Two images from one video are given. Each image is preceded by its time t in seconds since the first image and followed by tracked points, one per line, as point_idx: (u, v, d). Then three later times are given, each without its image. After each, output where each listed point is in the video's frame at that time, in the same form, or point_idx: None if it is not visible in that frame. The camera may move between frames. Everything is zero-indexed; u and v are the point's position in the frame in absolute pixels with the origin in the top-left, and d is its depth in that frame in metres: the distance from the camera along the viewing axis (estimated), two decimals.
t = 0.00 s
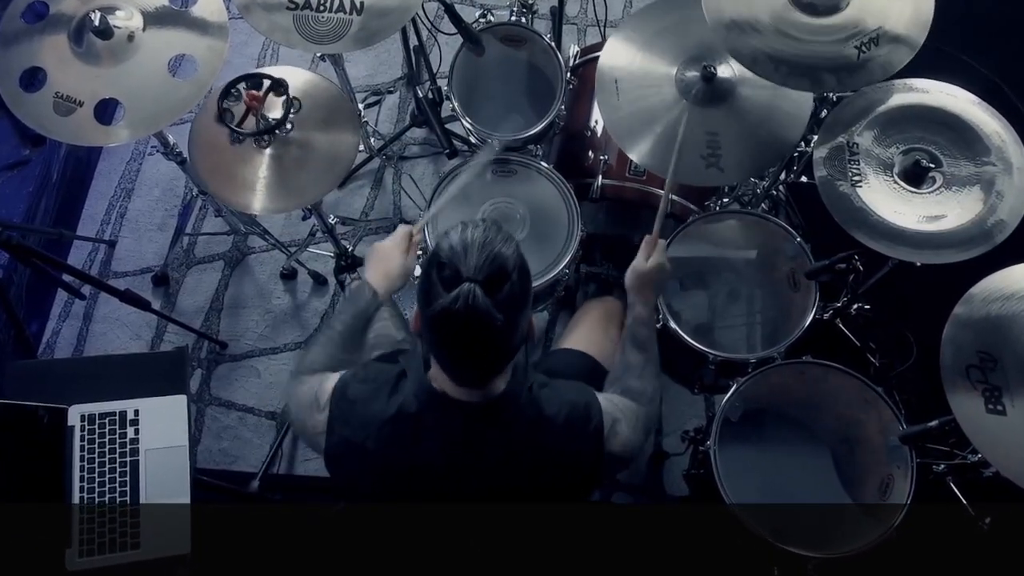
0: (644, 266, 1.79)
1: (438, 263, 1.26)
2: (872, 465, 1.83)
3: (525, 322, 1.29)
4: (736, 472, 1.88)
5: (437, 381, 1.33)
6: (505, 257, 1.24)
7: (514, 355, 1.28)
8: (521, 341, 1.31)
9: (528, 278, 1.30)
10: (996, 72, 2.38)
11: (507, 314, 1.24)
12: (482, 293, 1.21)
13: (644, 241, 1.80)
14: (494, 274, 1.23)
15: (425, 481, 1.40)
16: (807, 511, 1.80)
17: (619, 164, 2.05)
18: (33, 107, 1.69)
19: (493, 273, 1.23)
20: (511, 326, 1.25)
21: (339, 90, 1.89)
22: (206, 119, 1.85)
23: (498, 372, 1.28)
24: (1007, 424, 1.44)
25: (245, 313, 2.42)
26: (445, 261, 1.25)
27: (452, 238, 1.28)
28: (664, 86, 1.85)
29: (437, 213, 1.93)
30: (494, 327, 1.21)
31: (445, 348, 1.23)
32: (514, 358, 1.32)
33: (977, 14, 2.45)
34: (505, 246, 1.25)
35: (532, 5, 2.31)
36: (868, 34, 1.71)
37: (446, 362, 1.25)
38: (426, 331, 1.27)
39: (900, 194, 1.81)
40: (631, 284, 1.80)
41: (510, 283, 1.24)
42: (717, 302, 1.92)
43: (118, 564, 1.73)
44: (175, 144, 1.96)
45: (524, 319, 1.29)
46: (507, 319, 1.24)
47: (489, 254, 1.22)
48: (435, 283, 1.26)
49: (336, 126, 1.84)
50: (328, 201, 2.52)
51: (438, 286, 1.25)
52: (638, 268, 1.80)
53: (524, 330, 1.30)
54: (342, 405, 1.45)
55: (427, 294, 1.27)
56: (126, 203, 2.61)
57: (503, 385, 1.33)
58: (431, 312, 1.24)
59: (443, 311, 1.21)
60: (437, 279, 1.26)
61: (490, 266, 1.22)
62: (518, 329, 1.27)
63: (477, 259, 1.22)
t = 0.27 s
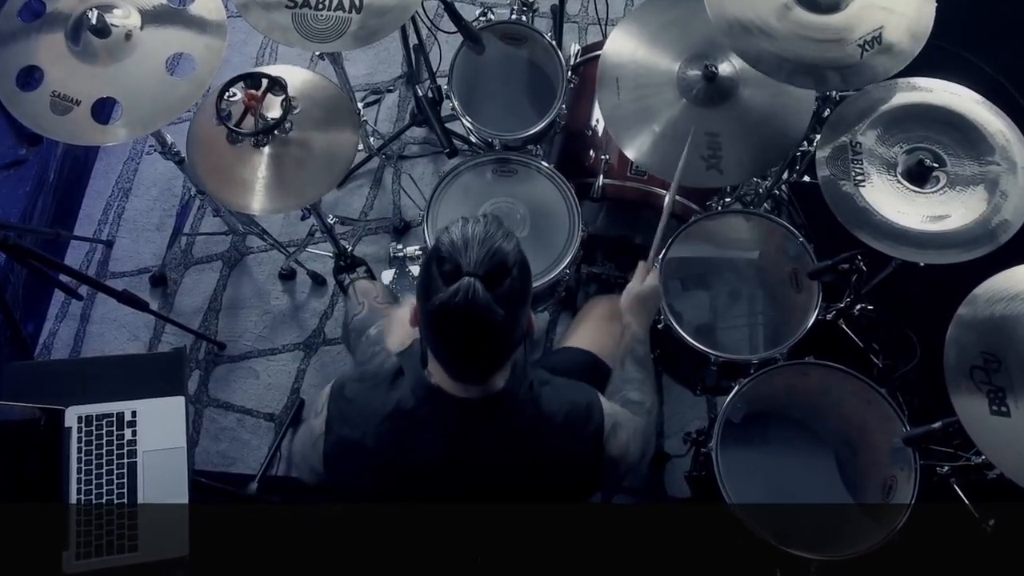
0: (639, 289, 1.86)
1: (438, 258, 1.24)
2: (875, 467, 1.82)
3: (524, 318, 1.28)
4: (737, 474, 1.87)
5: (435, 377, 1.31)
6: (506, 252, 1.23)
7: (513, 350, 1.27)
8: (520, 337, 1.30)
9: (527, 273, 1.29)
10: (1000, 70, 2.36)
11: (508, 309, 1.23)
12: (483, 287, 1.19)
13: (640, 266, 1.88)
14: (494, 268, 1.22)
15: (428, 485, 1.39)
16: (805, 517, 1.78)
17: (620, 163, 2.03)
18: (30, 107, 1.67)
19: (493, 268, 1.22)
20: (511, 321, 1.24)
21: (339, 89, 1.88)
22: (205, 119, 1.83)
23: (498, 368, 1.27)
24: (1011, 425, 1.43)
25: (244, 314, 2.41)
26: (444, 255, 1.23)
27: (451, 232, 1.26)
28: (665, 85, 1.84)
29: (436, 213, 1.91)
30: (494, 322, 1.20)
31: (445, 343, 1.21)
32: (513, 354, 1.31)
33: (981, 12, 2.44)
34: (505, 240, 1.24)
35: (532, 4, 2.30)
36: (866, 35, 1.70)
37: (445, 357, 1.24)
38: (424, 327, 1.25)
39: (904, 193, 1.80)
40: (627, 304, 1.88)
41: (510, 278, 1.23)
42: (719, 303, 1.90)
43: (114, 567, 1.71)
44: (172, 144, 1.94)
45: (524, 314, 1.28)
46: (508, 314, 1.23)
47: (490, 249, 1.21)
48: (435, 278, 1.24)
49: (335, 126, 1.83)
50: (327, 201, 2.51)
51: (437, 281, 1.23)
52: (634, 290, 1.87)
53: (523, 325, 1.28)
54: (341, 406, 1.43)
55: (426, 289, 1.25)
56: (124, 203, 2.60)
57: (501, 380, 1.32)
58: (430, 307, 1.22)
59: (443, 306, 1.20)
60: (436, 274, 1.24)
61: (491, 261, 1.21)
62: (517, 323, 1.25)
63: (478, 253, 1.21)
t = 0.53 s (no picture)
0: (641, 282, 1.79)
1: (440, 262, 1.23)
2: (878, 469, 1.80)
3: (526, 326, 1.26)
4: (738, 475, 1.85)
5: (433, 382, 1.30)
6: (509, 261, 1.21)
7: (513, 359, 1.25)
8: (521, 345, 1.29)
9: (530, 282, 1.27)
10: (1004, 69, 2.35)
11: (509, 318, 1.21)
12: (484, 295, 1.18)
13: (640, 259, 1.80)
14: (496, 277, 1.20)
15: (427, 489, 1.38)
16: (806, 517, 1.76)
17: (621, 163, 2.02)
18: (26, 106, 1.66)
19: (496, 276, 1.20)
20: (512, 331, 1.22)
21: (338, 88, 1.86)
22: (203, 118, 1.82)
23: (497, 376, 1.25)
24: (1015, 427, 1.41)
25: (242, 315, 2.39)
26: (447, 259, 1.22)
27: (455, 237, 1.24)
28: (666, 84, 1.83)
29: (436, 212, 1.90)
30: (495, 331, 1.19)
31: (444, 349, 1.20)
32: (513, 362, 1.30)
33: (984, 10, 2.42)
34: (509, 249, 1.22)
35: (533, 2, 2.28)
36: (869, 34, 1.68)
37: (445, 363, 1.22)
38: (424, 331, 1.24)
39: (907, 193, 1.78)
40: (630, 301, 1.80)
41: (513, 287, 1.21)
42: (721, 304, 1.89)
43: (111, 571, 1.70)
44: (170, 143, 1.93)
45: (525, 323, 1.26)
46: (508, 323, 1.21)
47: (493, 256, 1.19)
48: (436, 282, 1.23)
49: (334, 125, 1.82)
50: (325, 201, 2.49)
51: (439, 286, 1.22)
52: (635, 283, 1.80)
53: (524, 335, 1.27)
54: (339, 407, 1.42)
55: (427, 292, 1.24)
56: (121, 203, 2.59)
57: (500, 389, 1.30)
58: (430, 312, 1.21)
59: (443, 312, 1.18)
60: (438, 278, 1.23)
61: (494, 269, 1.20)
62: (518, 333, 1.24)
63: (481, 260, 1.19)
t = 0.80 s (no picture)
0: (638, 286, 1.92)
1: (436, 241, 1.22)
2: (882, 471, 1.79)
3: (525, 306, 1.25)
4: (741, 477, 1.84)
5: (434, 370, 1.28)
6: (506, 237, 1.21)
7: (513, 339, 1.23)
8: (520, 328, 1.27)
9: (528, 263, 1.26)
10: (1008, 68, 2.33)
11: (507, 292, 1.20)
12: (480, 268, 1.17)
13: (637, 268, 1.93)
14: (493, 252, 1.19)
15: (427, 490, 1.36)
16: (809, 519, 1.75)
17: (622, 162, 2.01)
18: (23, 104, 1.65)
19: (492, 252, 1.19)
20: (510, 307, 1.21)
21: (337, 87, 1.85)
22: (201, 117, 1.81)
23: (499, 358, 1.24)
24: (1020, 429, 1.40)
25: (240, 316, 2.38)
26: (443, 237, 1.21)
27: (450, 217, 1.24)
28: (668, 82, 1.81)
29: (436, 211, 1.88)
30: (492, 305, 1.17)
31: (443, 327, 1.19)
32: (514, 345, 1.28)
33: (988, 9, 2.41)
34: (505, 227, 1.22)
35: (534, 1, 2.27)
36: (872, 32, 1.67)
37: (445, 345, 1.21)
38: (422, 313, 1.23)
39: (910, 193, 1.77)
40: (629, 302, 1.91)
41: (510, 263, 1.20)
42: (723, 304, 1.87)
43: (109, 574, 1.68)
44: (168, 143, 1.92)
45: (524, 302, 1.24)
46: (507, 297, 1.20)
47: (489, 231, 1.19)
48: (433, 261, 1.22)
49: (333, 124, 1.80)
50: (323, 201, 2.48)
51: (436, 265, 1.21)
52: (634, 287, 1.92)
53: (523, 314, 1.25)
54: (337, 409, 1.40)
55: (424, 273, 1.23)
56: (119, 202, 2.58)
57: (501, 374, 1.28)
58: (428, 290, 1.20)
59: (440, 287, 1.17)
60: (435, 258, 1.22)
61: (491, 243, 1.19)
62: (517, 309, 1.22)
63: (477, 235, 1.19)
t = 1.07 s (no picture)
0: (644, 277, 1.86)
1: (428, 257, 1.20)
2: (885, 473, 1.77)
3: (520, 318, 1.24)
4: (744, 478, 1.81)
5: (432, 385, 1.27)
6: (497, 250, 1.19)
7: (510, 352, 1.22)
8: (517, 340, 1.25)
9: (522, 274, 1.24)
10: (1011, 66, 2.32)
11: (502, 306, 1.18)
12: (474, 284, 1.15)
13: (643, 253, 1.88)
14: (486, 265, 1.18)
15: (427, 493, 1.35)
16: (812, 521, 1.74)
17: (624, 161, 1.99)
18: (19, 103, 1.63)
19: (485, 266, 1.18)
20: (506, 321, 1.19)
21: (336, 86, 1.84)
22: (199, 116, 1.79)
23: (495, 371, 1.22)
24: None
25: (239, 316, 2.37)
26: (435, 253, 1.20)
27: (441, 232, 1.22)
28: (669, 81, 1.80)
29: (435, 212, 1.87)
30: (488, 320, 1.16)
31: (440, 345, 1.17)
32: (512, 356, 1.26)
33: (991, 7, 2.39)
34: (497, 239, 1.20)
35: None
36: (876, 31, 1.65)
37: (440, 360, 1.19)
38: (418, 331, 1.21)
39: (914, 192, 1.75)
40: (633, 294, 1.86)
41: (503, 276, 1.19)
42: (726, 304, 1.86)
43: None
44: (166, 142, 1.91)
45: (520, 314, 1.23)
46: (503, 312, 1.18)
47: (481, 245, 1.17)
48: (426, 278, 1.20)
49: (333, 123, 1.79)
50: (322, 201, 2.47)
51: (429, 282, 1.19)
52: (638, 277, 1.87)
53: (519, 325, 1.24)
54: (336, 410, 1.38)
55: (417, 291, 1.21)
56: (116, 202, 2.57)
57: (500, 386, 1.27)
58: (423, 308, 1.18)
59: (434, 305, 1.16)
60: (427, 274, 1.20)
61: (484, 257, 1.17)
62: (513, 322, 1.21)
63: (469, 251, 1.17)
